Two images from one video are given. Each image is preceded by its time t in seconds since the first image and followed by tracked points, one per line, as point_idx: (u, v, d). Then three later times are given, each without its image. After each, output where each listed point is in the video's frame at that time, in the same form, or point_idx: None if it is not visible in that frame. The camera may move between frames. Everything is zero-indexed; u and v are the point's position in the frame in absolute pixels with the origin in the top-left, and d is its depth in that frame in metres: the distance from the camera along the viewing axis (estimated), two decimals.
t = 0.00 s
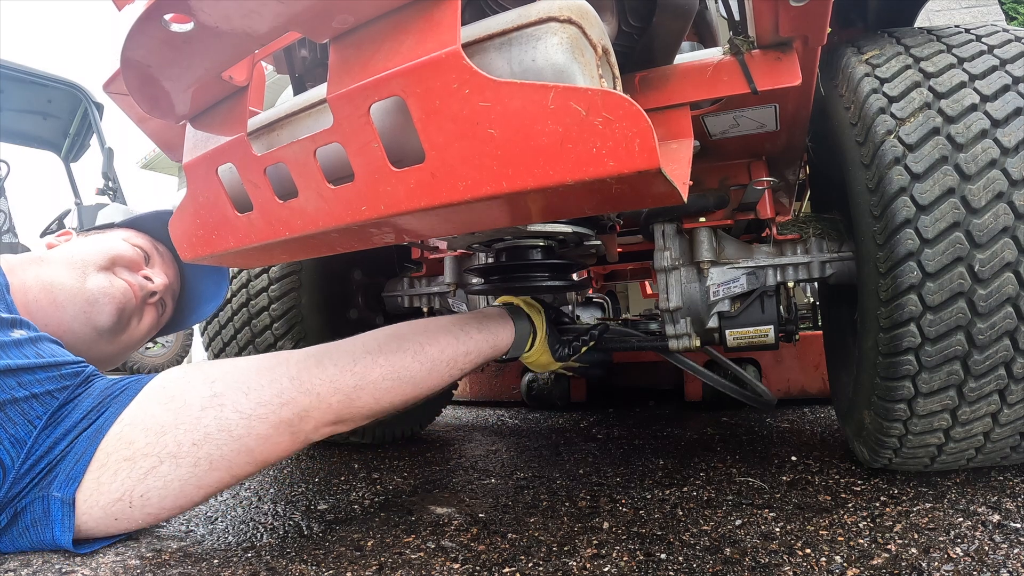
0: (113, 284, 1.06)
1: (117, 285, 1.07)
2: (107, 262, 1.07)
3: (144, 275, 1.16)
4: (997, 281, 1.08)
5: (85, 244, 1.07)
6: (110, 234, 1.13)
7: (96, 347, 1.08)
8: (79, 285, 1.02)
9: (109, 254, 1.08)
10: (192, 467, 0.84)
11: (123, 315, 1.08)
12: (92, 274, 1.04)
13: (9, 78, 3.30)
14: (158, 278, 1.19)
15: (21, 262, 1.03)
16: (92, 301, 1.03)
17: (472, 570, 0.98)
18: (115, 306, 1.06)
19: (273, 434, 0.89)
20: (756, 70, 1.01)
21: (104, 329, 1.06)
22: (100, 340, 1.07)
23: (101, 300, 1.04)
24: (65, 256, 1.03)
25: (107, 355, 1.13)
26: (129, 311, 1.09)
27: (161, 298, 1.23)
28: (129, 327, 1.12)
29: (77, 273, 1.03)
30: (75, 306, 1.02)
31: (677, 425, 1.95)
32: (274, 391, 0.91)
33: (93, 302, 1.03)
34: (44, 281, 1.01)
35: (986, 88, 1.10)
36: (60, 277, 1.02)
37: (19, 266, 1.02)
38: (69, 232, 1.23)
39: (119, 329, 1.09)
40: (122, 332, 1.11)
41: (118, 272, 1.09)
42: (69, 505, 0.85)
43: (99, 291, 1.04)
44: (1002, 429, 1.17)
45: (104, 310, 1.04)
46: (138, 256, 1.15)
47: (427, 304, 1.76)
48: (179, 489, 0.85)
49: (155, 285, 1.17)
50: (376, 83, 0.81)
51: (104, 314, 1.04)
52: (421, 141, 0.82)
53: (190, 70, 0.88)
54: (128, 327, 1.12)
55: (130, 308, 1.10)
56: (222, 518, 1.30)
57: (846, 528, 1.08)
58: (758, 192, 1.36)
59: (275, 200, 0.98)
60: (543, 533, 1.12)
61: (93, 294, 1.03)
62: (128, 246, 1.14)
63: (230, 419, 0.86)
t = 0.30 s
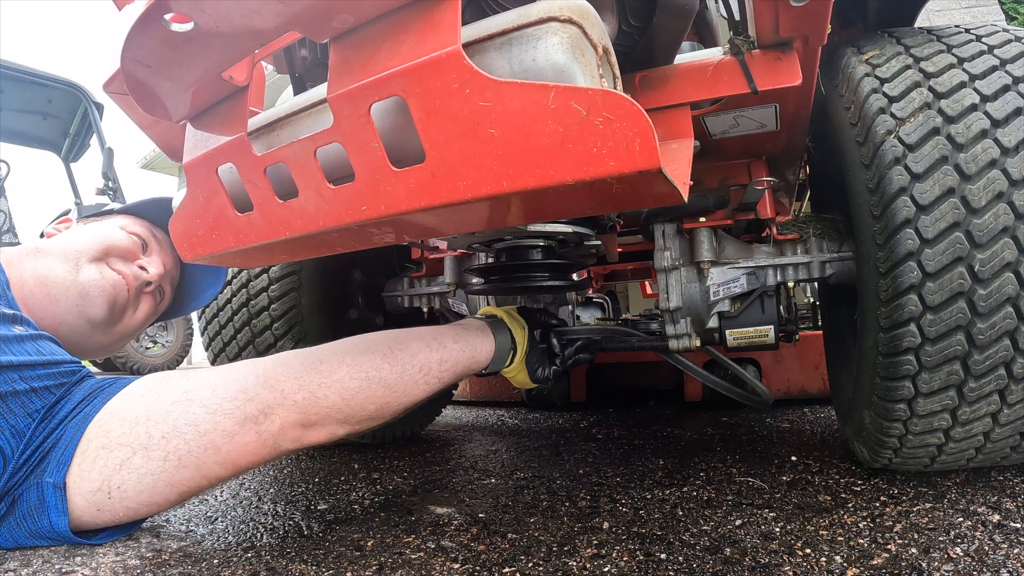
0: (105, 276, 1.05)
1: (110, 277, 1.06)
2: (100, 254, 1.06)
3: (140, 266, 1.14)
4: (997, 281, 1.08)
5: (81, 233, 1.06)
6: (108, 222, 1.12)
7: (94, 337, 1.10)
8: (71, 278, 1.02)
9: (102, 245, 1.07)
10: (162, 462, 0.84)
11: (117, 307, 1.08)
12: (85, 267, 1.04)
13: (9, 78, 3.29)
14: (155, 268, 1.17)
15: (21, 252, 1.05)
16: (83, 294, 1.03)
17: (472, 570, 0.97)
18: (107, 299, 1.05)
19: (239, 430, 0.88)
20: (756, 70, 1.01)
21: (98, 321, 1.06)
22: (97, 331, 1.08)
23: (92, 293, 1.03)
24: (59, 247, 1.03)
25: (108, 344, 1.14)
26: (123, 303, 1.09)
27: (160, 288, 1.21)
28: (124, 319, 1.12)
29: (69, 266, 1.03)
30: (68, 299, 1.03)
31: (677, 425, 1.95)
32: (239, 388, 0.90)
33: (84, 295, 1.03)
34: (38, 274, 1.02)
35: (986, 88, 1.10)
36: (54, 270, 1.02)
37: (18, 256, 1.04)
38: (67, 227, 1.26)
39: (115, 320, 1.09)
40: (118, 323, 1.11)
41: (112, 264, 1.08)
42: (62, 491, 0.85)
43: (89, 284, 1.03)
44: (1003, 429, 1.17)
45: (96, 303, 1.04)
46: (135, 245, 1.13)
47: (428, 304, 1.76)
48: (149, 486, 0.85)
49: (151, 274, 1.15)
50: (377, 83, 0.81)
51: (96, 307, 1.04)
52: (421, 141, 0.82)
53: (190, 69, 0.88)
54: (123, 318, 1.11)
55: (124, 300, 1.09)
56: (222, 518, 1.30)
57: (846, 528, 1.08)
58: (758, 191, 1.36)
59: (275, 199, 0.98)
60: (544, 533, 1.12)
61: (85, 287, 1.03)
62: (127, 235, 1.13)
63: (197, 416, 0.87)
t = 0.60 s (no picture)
0: (104, 277, 1.05)
1: (109, 278, 1.05)
2: (100, 254, 1.05)
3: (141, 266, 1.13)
4: (997, 281, 1.08)
5: (81, 230, 1.05)
6: (110, 219, 1.11)
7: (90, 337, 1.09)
8: (71, 279, 1.02)
9: (103, 244, 1.05)
10: (73, 486, 0.68)
11: (114, 308, 1.07)
12: (85, 267, 1.03)
13: (9, 78, 3.29)
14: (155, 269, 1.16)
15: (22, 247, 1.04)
16: (82, 295, 1.02)
17: (472, 570, 0.98)
18: (106, 299, 1.05)
19: (146, 443, 0.68)
20: (756, 70, 1.01)
21: (95, 322, 1.06)
22: (94, 331, 1.07)
23: (92, 294, 1.03)
24: (59, 245, 1.03)
25: (107, 342, 1.14)
26: (121, 304, 1.08)
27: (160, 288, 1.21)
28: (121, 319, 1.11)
29: (69, 265, 1.02)
30: (67, 299, 1.02)
31: (677, 425, 1.95)
32: (176, 407, 0.71)
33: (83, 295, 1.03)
34: (37, 272, 1.01)
35: (986, 88, 1.10)
36: (53, 268, 1.02)
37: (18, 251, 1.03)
38: (73, 219, 1.26)
39: (113, 320, 1.09)
40: (116, 324, 1.10)
41: (113, 263, 1.07)
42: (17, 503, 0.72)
43: (89, 285, 1.03)
44: (1002, 429, 1.18)
45: (94, 304, 1.04)
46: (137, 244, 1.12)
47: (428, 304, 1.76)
48: (64, 516, 0.69)
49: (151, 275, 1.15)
50: (377, 83, 0.81)
51: (94, 308, 1.04)
52: (421, 140, 0.82)
53: (190, 69, 0.88)
54: (120, 319, 1.11)
55: (122, 301, 1.08)
56: (222, 518, 1.30)
57: (846, 528, 1.08)
58: (758, 191, 1.36)
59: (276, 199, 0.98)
60: (544, 532, 1.12)
61: (84, 288, 1.03)
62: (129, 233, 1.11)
63: (116, 428, 0.69)
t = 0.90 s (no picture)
0: (110, 259, 1.01)
1: (114, 263, 1.01)
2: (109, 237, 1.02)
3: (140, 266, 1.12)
4: (997, 281, 1.08)
5: (91, 210, 1.02)
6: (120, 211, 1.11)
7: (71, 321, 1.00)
8: (76, 252, 0.97)
9: (112, 229, 1.03)
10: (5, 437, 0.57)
11: (108, 293, 1.01)
12: (92, 245, 0.99)
13: (10, 78, 3.29)
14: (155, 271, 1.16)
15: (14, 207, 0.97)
16: (83, 271, 0.97)
17: (472, 570, 0.97)
18: (104, 280, 0.99)
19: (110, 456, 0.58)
20: (756, 70, 1.01)
21: (85, 304, 0.98)
22: (77, 316, 0.99)
23: (93, 272, 0.98)
24: (66, 216, 0.98)
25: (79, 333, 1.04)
26: (116, 292, 1.03)
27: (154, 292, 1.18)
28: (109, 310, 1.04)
29: (75, 239, 0.97)
30: (67, 271, 0.95)
31: (677, 425, 1.95)
32: (137, 401, 0.62)
33: (85, 270, 0.97)
34: (36, 236, 0.94)
35: (986, 88, 1.10)
36: (55, 238, 0.95)
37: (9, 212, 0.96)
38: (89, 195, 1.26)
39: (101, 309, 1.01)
40: (101, 315, 1.02)
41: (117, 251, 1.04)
42: None
43: (95, 263, 0.98)
44: (1002, 429, 1.17)
45: (92, 282, 0.97)
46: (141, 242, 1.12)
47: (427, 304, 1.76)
48: None
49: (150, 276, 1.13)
50: (377, 84, 0.81)
51: (90, 287, 0.97)
52: (421, 141, 0.82)
53: (190, 69, 0.88)
54: (110, 309, 1.04)
55: (116, 289, 1.03)
56: (222, 518, 1.30)
57: (846, 528, 1.08)
58: (758, 192, 1.36)
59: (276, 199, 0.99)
60: (544, 532, 1.12)
61: (87, 265, 0.97)
62: (133, 226, 1.09)
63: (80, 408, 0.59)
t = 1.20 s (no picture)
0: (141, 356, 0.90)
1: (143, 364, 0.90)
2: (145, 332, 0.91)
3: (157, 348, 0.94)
4: (997, 281, 1.08)
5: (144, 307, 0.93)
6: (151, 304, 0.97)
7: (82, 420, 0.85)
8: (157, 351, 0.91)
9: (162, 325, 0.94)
10: None
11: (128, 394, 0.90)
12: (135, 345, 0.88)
13: (11, 78, 3.29)
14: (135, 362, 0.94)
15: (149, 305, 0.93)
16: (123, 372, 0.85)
17: (472, 570, 0.97)
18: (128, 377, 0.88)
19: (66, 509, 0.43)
20: (756, 70, 1.01)
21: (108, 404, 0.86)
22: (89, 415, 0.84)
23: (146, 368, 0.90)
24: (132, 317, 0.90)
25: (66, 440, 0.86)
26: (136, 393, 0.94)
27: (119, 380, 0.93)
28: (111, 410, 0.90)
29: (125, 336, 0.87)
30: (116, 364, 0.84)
31: (677, 425, 1.95)
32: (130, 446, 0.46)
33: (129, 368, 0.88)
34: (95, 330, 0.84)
35: (986, 88, 1.10)
36: (110, 333, 0.86)
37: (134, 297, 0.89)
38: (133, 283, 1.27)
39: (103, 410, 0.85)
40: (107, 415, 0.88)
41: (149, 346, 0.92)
42: None
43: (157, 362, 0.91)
44: (1002, 429, 1.17)
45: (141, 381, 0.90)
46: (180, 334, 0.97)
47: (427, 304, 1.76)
48: None
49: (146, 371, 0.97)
50: (377, 83, 0.81)
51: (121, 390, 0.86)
52: (421, 141, 0.82)
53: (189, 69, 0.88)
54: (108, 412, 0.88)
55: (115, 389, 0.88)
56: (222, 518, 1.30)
57: (846, 528, 1.08)
58: (757, 192, 1.36)
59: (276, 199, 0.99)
60: (543, 532, 1.12)
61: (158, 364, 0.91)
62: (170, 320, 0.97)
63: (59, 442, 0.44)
